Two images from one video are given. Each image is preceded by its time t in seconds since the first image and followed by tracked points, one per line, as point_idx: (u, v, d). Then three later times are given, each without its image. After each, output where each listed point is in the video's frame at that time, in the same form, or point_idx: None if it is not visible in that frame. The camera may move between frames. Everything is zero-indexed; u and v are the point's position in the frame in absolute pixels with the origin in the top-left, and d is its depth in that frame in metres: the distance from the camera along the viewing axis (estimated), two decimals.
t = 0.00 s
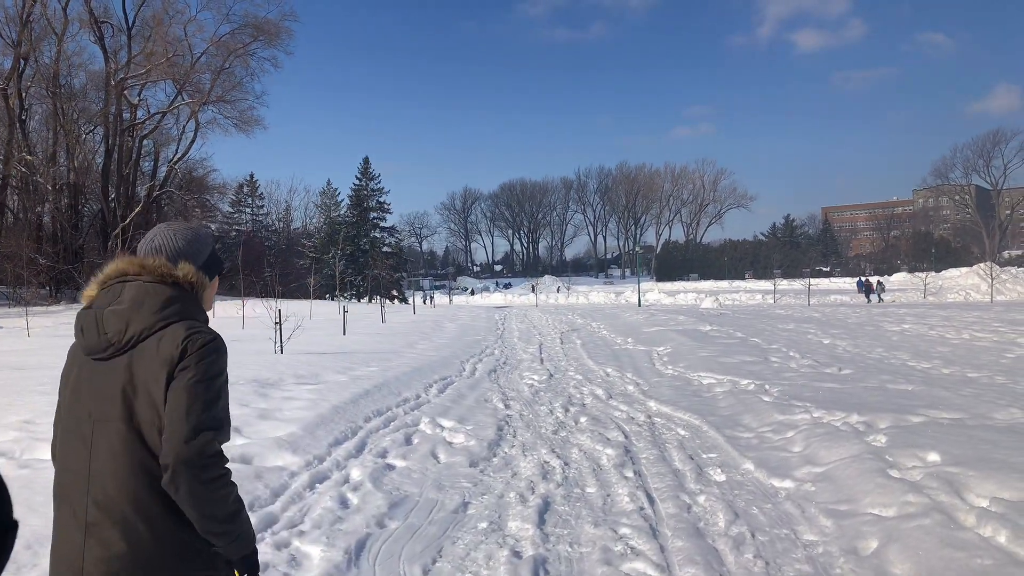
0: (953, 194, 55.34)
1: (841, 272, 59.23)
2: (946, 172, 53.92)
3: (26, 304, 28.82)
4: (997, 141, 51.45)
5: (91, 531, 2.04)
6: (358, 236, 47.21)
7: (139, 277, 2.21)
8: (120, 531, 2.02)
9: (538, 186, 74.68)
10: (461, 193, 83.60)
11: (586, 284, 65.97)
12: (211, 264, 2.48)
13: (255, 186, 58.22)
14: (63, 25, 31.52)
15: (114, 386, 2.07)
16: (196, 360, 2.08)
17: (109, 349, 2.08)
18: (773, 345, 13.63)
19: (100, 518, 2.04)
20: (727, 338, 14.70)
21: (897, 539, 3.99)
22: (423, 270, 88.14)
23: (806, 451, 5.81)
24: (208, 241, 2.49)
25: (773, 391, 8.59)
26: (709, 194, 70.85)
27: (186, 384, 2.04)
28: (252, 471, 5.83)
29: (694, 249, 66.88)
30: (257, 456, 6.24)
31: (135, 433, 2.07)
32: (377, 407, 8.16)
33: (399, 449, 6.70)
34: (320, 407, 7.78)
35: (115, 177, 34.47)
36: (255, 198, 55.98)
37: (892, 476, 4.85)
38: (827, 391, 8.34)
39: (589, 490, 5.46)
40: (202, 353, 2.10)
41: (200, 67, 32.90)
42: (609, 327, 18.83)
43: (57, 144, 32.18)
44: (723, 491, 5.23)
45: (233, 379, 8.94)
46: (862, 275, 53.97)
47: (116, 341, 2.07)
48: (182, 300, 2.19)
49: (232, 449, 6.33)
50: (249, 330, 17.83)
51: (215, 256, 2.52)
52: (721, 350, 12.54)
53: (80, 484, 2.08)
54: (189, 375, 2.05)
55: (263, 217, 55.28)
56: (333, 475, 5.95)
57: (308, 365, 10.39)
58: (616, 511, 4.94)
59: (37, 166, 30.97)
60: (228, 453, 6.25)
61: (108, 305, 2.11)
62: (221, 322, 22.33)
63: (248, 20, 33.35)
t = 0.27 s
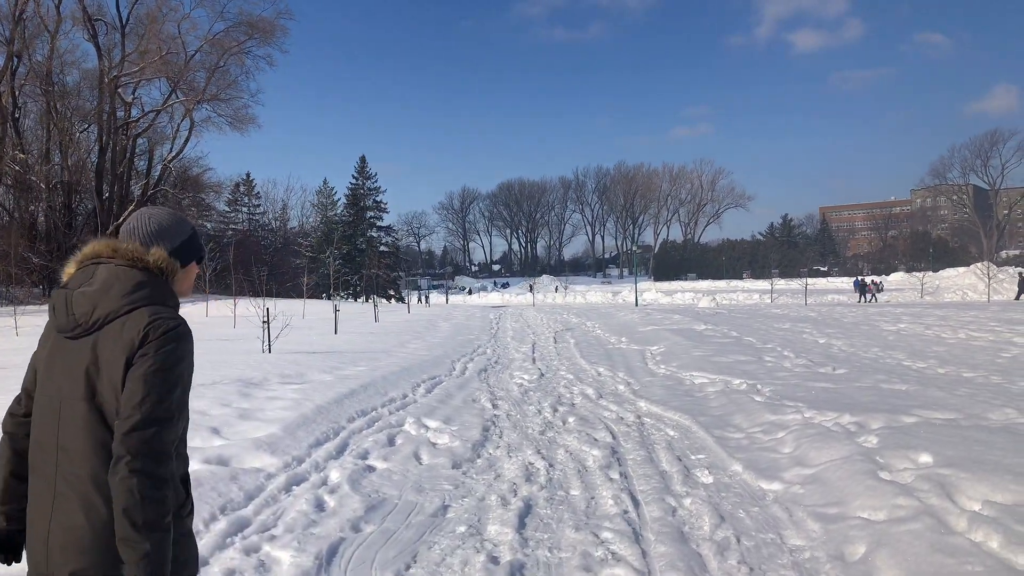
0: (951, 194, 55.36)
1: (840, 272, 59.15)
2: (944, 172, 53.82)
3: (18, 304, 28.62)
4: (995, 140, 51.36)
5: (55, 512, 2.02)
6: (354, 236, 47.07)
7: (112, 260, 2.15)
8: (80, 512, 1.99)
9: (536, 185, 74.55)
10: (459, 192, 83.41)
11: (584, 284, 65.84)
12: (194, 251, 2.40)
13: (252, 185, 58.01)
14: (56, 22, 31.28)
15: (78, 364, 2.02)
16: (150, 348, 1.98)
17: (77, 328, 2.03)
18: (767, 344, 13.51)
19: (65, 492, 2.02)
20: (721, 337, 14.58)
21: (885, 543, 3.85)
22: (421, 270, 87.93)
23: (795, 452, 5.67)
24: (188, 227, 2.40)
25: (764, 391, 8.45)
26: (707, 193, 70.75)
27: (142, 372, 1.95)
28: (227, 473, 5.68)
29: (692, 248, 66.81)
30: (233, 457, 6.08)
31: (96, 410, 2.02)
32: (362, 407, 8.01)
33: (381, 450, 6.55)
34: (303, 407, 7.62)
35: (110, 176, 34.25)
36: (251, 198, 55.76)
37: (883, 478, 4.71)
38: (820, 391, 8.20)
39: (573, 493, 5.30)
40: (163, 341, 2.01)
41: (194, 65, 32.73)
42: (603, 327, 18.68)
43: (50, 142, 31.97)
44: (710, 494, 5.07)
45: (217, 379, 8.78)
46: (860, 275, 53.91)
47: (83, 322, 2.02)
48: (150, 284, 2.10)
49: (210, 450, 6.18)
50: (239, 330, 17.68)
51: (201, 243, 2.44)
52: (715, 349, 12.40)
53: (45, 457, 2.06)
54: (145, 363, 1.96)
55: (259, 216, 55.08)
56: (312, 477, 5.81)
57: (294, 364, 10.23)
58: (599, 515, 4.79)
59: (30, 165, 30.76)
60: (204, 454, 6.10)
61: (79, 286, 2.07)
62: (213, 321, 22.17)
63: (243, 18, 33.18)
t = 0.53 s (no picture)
0: (939, 195, 55.76)
1: (829, 272, 59.44)
2: (932, 173, 54.16)
3: None
4: (982, 141, 51.75)
5: None
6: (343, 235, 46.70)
7: (50, 262, 2.14)
8: None
9: (527, 185, 74.42)
10: (449, 192, 83.18)
11: (574, 284, 65.80)
12: (143, 249, 2.31)
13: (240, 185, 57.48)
14: (39, 19, 30.78)
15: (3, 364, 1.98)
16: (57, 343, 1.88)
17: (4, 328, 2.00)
18: (754, 345, 13.43)
19: None
20: (708, 338, 14.49)
21: (869, 553, 3.73)
22: (411, 270, 87.58)
23: (779, 456, 5.55)
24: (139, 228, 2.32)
25: (750, 392, 8.34)
26: (696, 194, 70.91)
27: (48, 366, 1.85)
28: (194, 480, 5.47)
29: (682, 248, 66.94)
30: (202, 464, 5.88)
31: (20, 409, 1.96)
32: (339, 410, 7.81)
33: (356, 455, 6.36)
34: (278, 410, 7.42)
35: (93, 175, 33.74)
36: (238, 197, 55.27)
37: (866, 484, 4.60)
38: (805, 392, 8.10)
39: (550, 499, 5.16)
40: (74, 336, 1.91)
41: (180, 63, 32.26)
42: (590, 327, 18.57)
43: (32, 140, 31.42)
44: (691, 500, 4.95)
45: (191, 381, 8.55)
46: (848, 275, 54.21)
47: (8, 321, 1.99)
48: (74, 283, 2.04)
49: (177, 456, 5.97)
50: (222, 330, 17.41)
51: (158, 245, 2.37)
52: (701, 350, 12.29)
53: None
54: (49, 359, 1.87)
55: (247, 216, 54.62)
56: (282, 484, 5.61)
57: (273, 366, 10.02)
58: (577, 523, 4.65)
59: (12, 164, 30.21)
60: (171, 460, 5.89)
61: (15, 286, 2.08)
62: (196, 322, 21.87)
63: (229, 16, 32.79)
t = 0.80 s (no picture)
0: (907, 197, 56.89)
1: (801, 272, 60.31)
2: (902, 175, 55.16)
3: None
4: (950, 145, 52.92)
5: None
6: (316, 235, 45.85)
7: None
8: None
9: (504, 185, 74.06)
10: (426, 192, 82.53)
11: (551, 284, 65.81)
12: (49, 245, 2.10)
13: (209, 183, 56.06)
14: None
15: None
16: None
17: None
18: (725, 345, 13.43)
19: None
20: (681, 338, 14.46)
21: (836, 560, 3.63)
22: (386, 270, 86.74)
23: (747, 460, 5.46)
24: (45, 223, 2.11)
25: (720, 394, 8.28)
26: (672, 194, 71.35)
27: None
28: (141, 489, 5.17)
29: (658, 248, 67.35)
30: (151, 472, 5.55)
31: None
32: (302, 412, 7.52)
33: (316, 460, 6.08)
34: (236, 413, 7.11)
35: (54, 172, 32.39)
36: (209, 196, 54.03)
37: (834, 488, 4.52)
38: (775, 394, 8.06)
39: (514, 506, 4.98)
40: None
41: (148, 59, 30.42)
42: (564, 328, 18.44)
43: None
44: (658, 505, 4.82)
45: (146, 383, 8.17)
46: (820, 275, 55.03)
47: None
48: None
49: (125, 464, 5.64)
50: (186, 331, 16.89)
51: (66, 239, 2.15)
52: (672, 351, 12.25)
53: None
54: None
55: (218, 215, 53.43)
56: (235, 492, 5.32)
57: (234, 367, 9.68)
58: (540, 531, 4.48)
59: None
60: (120, 470, 5.57)
61: None
62: (161, 322, 21.25)
63: (199, 11, 31.75)
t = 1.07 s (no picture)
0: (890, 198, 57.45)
1: (786, 272, 60.71)
2: (885, 176, 55.65)
3: None
4: (932, 146, 53.51)
5: None
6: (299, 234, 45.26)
7: None
8: None
9: (490, 185, 73.79)
10: (411, 192, 82.06)
11: (536, 284, 65.72)
12: None
13: (190, 182, 55.21)
14: None
15: None
16: None
17: None
18: (707, 346, 13.35)
19: None
20: (663, 338, 14.37)
21: (812, 569, 3.50)
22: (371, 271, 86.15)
23: (724, 464, 5.34)
24: None
25: (700, 395, 8.16)
26: (657, 195, 71.51)
27: None
28: (94, 498, 4.84)
29: (643, 249, 67.51)
30: (109, 479, 5.18)
31: None
32: (271, 414, 7.25)
33: (283, 465, 5.81)
34: (202, 415, 6.83)
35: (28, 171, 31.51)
36: (190, 195, 53.24)
37: (811, 493, 4.41)
38: (755, 395, 7.96)
39: (483, 513, 4.82)
40: None
41: (126, 55, 29.62)
42: (546, 328, 18.28)
43: None
44: (631, 511, 4.68)
45: (111, 385, 7.85)
46: (804, 276, 55.43)
47: None
48: None
49: (81, 472, 5.23)
50: (160, 332, 16.51)
51: None
52: (654, 351, 12.14)
53: None
54: None
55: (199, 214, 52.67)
56: (196, 500, 5.00)
57: (205, 369, 9.41)
58: (509, 539, 4.33)
59: None
60: (74, 476, 5.17)
61: None
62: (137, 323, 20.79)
63: (179, 8, 31.16)
